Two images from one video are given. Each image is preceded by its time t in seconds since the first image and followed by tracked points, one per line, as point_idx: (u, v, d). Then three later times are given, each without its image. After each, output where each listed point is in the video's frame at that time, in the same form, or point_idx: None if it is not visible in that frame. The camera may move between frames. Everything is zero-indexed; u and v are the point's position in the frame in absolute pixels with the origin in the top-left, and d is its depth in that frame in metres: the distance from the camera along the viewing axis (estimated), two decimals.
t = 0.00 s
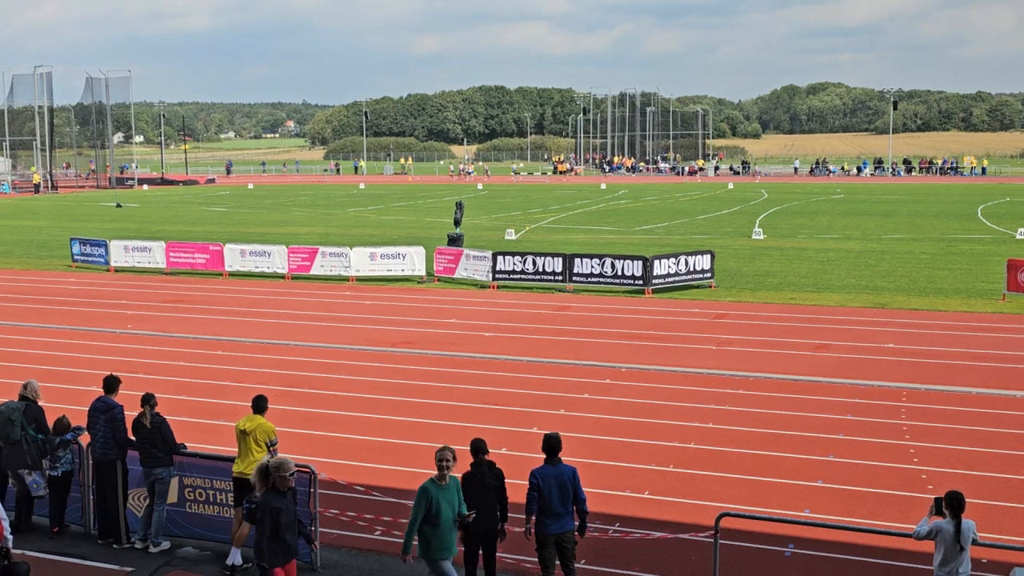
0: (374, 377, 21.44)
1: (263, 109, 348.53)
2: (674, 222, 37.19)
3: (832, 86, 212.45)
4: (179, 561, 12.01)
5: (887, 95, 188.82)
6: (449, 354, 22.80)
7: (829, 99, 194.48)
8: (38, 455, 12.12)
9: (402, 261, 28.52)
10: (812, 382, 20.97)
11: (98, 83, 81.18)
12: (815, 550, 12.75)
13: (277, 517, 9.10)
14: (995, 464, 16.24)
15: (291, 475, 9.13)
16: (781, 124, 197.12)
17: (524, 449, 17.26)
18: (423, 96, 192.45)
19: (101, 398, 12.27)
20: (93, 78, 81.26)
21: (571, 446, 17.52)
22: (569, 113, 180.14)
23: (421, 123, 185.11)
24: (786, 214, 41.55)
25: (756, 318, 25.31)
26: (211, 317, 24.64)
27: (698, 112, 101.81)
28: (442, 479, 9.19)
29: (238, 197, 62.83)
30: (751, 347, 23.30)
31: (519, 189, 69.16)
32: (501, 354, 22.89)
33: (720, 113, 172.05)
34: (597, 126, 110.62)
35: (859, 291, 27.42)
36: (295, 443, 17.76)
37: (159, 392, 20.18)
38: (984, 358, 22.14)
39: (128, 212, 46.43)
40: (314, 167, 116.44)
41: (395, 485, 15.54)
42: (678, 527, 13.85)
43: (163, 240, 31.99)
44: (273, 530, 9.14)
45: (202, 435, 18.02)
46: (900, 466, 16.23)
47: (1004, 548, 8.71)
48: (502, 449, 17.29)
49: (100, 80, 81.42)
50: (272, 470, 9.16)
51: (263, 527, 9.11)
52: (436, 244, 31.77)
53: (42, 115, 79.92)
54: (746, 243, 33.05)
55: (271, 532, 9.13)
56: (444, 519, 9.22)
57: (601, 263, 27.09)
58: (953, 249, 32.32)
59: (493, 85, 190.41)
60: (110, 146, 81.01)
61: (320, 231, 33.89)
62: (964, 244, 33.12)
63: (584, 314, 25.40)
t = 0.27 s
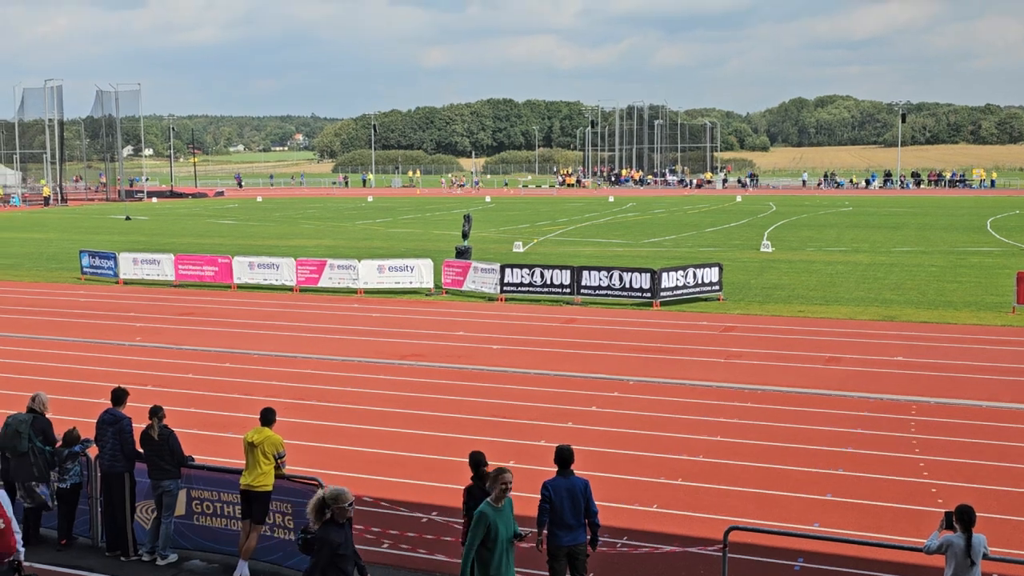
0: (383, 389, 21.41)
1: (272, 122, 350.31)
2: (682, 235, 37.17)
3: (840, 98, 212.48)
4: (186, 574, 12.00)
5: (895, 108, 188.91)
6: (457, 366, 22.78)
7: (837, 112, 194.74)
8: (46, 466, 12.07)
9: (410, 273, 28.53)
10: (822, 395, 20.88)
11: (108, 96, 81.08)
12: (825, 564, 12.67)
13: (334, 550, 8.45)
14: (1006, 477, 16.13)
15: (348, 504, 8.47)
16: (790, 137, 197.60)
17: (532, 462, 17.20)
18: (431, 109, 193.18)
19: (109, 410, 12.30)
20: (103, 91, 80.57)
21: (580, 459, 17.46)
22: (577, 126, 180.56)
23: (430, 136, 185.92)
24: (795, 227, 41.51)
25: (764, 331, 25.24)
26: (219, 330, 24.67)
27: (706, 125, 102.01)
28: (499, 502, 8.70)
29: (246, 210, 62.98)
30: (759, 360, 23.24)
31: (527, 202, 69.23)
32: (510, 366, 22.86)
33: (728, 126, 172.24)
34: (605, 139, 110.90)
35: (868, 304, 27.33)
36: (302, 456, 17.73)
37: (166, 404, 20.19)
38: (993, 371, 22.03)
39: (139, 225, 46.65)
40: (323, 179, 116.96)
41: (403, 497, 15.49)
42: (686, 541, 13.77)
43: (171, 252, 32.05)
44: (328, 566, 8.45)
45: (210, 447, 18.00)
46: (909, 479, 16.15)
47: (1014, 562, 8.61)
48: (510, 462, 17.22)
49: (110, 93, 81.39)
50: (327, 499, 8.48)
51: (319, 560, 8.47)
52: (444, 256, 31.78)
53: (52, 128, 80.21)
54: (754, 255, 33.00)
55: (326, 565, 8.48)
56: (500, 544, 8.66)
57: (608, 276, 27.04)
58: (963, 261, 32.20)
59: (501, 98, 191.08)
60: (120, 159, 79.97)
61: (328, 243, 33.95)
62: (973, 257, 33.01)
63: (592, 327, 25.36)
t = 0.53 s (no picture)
0: (393, 405, 21.37)
1: (283, 139, 352.26)
2: (693, 250, 37.13)
3: (851, 114, 212.47)
4: None
5: (907, 124, 188.81)
6: (467, 382, 22.73)
7: (848, 127, 194.77)
8: (57, 481, 12.05)
9: (420, 289, 28.54)
10: (833, 411, 20.75)
11: (120, 113, 81.59)
12: None
13: (401, 563, 8.59)
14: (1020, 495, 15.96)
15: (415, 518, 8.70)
16: (801, 153, 197.68)
17: (543, 478, 17.11)
18: (442, 125, 194.06)
19: (121, 424, 12.28)
20: (116, 108, 81.16)
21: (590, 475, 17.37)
22: (588, 142, 180.98)
23: (441, 152, 186.97)
24: (806, 242, 41.42)
25: (775, 347, 25.14)
26: (229, 345, 24.70)
27: (717, 141, 102.25)
28: (554, 520, 9.03)
29: (258, 226, 63.30)
30: (771, 376, 23.13)
31: (538, 218, 69.28)
32: (520, 382, 22.80)
33: (739, 142, 172.42)
34: (615, 155, 111.15)
35: (880, 320, 27.21)
36: (313, 471, 17.69)
37: (177, 420, 20.20)
38: (1007, 387, 21.85)
39: (152, 241, 46.84)
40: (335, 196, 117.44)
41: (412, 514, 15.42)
42: (697, 559, 13.65)
43: (183, 268, 32.18)
44: None
45: (221, 462, 17.98)
46: (922, 496, 16.01)
47: None
48: (521, 478, 17.13)
49: (123, 109, 81.98)
50: (394, 513, 8.63)
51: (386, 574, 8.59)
52: (454, 272, 31.82)
53: (65, 144, 80.89)
54: (765, 271, 32.93)
55: None
56: (558, 563, 8.92)
57: (619, 292, 27.01)
58: (976, 277, 32.05)
59: (512, 115, 191.82)
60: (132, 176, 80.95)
61: (339, 259, 34.03)
62: (985, 273, 32.86)
63: (603, 343, 25.31)
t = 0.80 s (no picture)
0: (406, 421, 21.31)
1: (297, 156, 354.42)
2: (705, 266, 37.08)
3: (864, 130, 212.31)
4: None
5: (920, 140, 188.69)
6: (480, 398, 22.66)
7: (861, 144, 194.74)
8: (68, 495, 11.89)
9: (433, 305, 28.54)
10: (847, 428, 20.60)
11: (136, 130, 82.36)
12: None
13: None
14: None
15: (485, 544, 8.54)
16: (814, 168, 197.75)
17: (555, 494, 17.01)
18: (455, 141, 194.98)
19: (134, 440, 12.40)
20: (131, 125, 82.39)
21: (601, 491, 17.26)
22: (600, 159, 181.38)
23: (454, 169, 187.91)
24: (819, 258, 41.33)
25: (789, 362, 25.02)
26: (242, 361, 24.72)
27: (729, 157, 102.47)
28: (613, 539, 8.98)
29: (272, 241, 63.60)
30: (785, 392, 23.00)
31: (551, 234, 69.33)
32: (534, 398, 22.72)
33: (752, 158, 172.56)
34: (628, 170, 111.41)
35: (894, 336, 27.06)
36: (325, 487, 17.62)
37: (190, 435, 20.19)
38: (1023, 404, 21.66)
39: (166, 257, 47.02)
40: (348, 212, 117.83)
41: (425, 529, 15.34)
42: None
43: (197, 283, 32.28)
44: None
45: (233, 478, 17.95)
46: (938, 513, 15.85)
47: None
48: (533, 494, 17.04)
49: (139, 127, 82.69)
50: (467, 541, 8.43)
51: None
52: (467, 287, 31.84)
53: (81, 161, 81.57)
54: (778, 287, 32.84)
55: None
56: None
57: (632, 307, 26.95)
58: (990, 293, 31.89)
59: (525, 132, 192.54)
60: (147, 192, 81.88)
61: (352, 275, 34.10)
62: (1000, 289, 32.68)
63: (616, 358, 25.22)
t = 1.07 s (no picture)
0: (424, 436, 21.26)
1: (313, 171, 356.27)
2: (723, 281, 37.00)
3: (880, 145, 211.91)
4: None
5: (938, 154, 188.23)
6: (497, 414, 22.58)
7: (879, 158, 194.47)
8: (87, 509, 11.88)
9: (451, 319, 28.52)
10: (866, 444, 20.43)
11: (155, 146, 82.89)
12: None
13: None
14: None
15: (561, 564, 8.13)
16: (831, 183, 197.57)
17: (574, 510, 16.91)
18: (472, 157, 195.76)
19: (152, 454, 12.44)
20: (151, 141, 82.54)
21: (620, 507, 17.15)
22: (617, 173, 181.56)
23: (471, 184, 188.69)
24: (838, 273, 41.18)
25: (807, 378, 24.89)
26: (259, 376, 24.73)
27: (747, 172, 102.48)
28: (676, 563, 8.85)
29: (290, 256, 63.84)
30: (804, 407, 22.85)
31: (569, 249, 69.34)
32: (552, 413, 22.64)
33: (769, 173, 172.55)
34: (645, 185, 111.54)
35: (913, 351, 26.89)
36: (343, 502, 17.57)
37: (208, 450, 20.18)
38: None
39: (185, 272, 47.19)
40: (366, 227, 118.23)
41: (444, 545, 15.26)
42: None
43: (215, 299, 32.37)
44: None
45: (252, 492, 17.92)
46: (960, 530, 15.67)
47: None
48: (552, 510, 16.95)
49: (158, 143, 83.27)
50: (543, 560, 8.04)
51: None
52: (484, 303, 31.83)
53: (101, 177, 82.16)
54: (797, 302, 32.72)
55: None
56: None
57: (649, 322, 26.87)
58: (1011, 307, 31.70)
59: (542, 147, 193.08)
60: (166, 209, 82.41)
61: (369, 290, 34.13)
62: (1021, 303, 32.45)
63: (634, 374, 25.13)
